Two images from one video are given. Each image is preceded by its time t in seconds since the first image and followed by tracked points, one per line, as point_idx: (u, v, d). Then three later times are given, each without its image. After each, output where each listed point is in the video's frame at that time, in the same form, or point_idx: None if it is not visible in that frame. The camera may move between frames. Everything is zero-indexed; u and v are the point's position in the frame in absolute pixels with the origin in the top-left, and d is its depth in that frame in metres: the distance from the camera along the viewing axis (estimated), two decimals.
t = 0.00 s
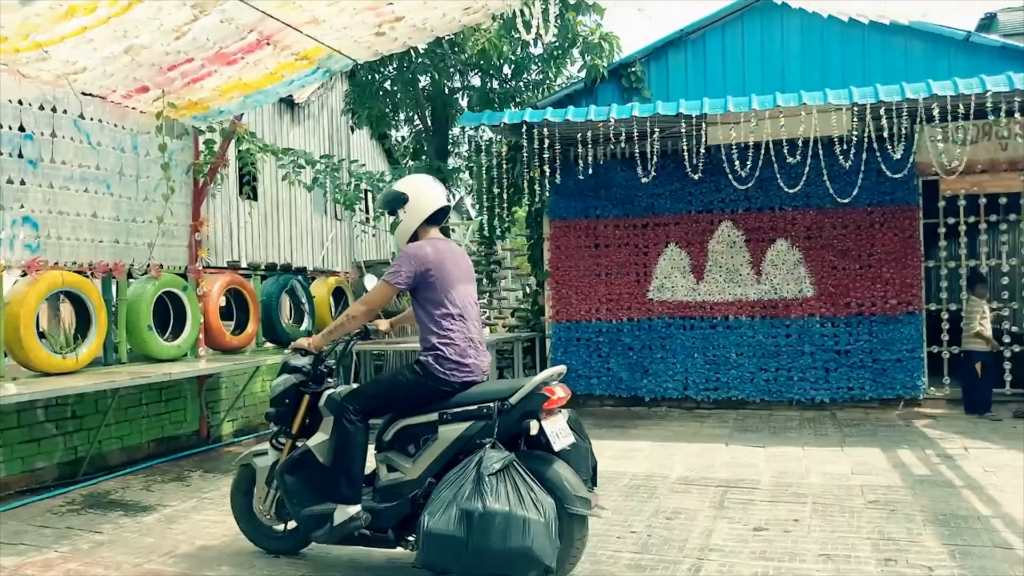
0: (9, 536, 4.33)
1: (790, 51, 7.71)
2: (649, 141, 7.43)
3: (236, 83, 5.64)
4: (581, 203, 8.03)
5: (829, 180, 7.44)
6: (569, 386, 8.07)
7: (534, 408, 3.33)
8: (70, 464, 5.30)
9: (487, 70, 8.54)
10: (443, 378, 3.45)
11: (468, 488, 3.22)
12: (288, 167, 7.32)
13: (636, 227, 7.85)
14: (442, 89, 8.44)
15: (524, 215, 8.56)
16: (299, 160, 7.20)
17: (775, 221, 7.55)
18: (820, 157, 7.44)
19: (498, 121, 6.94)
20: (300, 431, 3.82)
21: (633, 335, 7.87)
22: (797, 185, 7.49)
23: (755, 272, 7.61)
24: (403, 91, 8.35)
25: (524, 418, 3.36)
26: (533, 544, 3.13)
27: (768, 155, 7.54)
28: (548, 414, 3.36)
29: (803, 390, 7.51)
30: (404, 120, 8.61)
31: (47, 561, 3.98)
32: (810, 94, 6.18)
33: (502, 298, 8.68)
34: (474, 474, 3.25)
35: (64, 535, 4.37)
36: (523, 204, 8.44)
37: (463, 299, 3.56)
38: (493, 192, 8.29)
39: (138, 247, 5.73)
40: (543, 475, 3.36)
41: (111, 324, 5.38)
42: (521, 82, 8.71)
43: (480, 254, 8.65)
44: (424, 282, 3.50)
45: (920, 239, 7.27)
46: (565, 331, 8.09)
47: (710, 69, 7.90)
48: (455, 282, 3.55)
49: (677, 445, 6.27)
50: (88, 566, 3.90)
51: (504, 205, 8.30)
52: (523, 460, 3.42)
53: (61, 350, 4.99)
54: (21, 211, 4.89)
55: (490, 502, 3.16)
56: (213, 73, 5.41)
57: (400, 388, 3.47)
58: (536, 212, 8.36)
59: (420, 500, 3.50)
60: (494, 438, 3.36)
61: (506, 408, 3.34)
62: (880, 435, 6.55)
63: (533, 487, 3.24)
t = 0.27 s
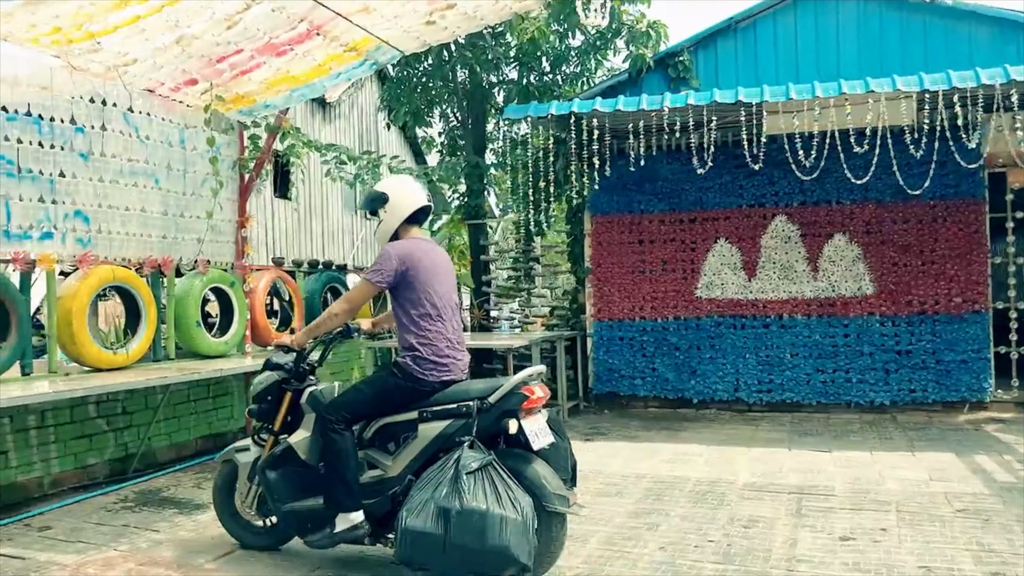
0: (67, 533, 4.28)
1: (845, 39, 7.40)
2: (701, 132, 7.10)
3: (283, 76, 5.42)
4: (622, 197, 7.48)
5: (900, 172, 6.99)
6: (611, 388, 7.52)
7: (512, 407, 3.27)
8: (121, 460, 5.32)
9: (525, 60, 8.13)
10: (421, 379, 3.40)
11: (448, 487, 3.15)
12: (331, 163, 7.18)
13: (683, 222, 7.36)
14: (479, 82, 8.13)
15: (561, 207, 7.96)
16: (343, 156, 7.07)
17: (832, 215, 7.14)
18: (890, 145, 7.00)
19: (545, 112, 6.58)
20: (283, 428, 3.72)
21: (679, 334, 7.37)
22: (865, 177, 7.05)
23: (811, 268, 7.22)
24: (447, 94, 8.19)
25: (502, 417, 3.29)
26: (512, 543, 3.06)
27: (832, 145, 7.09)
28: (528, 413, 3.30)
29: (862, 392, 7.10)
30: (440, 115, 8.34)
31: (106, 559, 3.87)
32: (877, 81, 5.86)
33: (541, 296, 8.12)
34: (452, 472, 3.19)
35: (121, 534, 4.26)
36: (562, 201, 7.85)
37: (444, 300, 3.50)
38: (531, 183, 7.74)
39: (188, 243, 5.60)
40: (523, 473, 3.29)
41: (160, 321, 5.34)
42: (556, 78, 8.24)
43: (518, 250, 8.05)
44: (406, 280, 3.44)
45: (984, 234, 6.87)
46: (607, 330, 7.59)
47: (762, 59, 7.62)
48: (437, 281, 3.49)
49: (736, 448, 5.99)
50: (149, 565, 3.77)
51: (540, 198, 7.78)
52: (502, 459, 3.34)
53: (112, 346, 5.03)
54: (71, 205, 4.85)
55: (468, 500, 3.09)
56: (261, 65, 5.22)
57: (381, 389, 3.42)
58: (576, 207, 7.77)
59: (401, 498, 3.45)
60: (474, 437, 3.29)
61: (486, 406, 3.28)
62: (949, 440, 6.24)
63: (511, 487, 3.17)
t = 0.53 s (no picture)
0: (137, 529, 4.26)
1: (916, 25, 7.00)
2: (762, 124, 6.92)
3: (344, 71, 5.25)
4: (681, 191, 7.22)
5: (982, 161, 6.68)
6: (667, 388, 7.25)
7: (529, 400, 3.26)
8: (186, 455, 5.35)
9: (576, 51, 7.79)
10: (436, 372, 3.40)
11: (460, 476, 3.15)
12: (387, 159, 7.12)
13: (746, 216, 7.11)
14: (532, 76, 7.87)
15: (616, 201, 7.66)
16: (396, 153, 6.98)
17: (904, 209, 6.84)
18: (973, 136, 6.68)
19: (605, 103, 5.86)
20: (299, 420, 3.76)
21: (741, 333, 7.11)
22: (946, 167, 6.73)
23: (881, 265, 6.92)
24: (493, 79, 7.91)
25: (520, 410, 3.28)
26: (522, 534, 3.02)
27: (911, 134, 6.80)
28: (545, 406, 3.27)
29: (935, 394, 6.79)
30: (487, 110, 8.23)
31: (180, 556, 3.79)
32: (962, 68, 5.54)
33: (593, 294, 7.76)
34: (467, 461, 3.18)
35: (191, 531, 4.18)
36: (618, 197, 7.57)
37: (457, 294, 3.51)
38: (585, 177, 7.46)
39: (249, 239, 5.57)
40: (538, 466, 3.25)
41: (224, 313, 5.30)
42: (609, 70, 7.96)
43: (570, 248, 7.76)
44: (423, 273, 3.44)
45: None
46: (663, 329, 7.31)
47: (827, 47, 7.22)
48: (451, 276, 3.50)
49: (808, 452, 5.75)
50: (222, 564, 3.67)
51: (595, 194, 7.50)
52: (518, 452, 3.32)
53: (177, 341, 4.97)
54: (138, 200, 4.82)
55: (480, 490, 3.07)
56: (323, 59, 5.07)
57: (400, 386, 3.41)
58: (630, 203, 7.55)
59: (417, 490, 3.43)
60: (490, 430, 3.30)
61: (503, 399, 3.29)
62: None
63: (525, 478, 3.14)
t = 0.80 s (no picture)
0: (215, 527, 4.17)
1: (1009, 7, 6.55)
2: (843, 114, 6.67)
3: (417, 61, 5.09)
4: (757, 184, 6.98)
5: None
6: (742, 389, 6.99)
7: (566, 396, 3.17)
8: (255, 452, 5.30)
9: (642, 45, 7.62)
10: (468, 367, 3.30)
11: (496, 475, 3.10)
12: (455, 153, 7.00)
13: (826, 210, 6.83)
14: (602, 68, 7.68)
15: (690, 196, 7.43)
16: (463, 147, 6.84)
17: (997, 201, 6.45)
18: None
19: (686, 92, 5.71)
20: (328, 413, 3.69)
21: (820, 331, 6.84)
22: None
23: (971, 261, 6.54)
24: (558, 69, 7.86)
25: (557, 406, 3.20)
26: (561, 534, 2.96)
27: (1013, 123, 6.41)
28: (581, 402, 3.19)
29: None
30: (549, 105, 8.17)
31: (263, 554, 3.66)
32: None
33: (662, 292, 7.50)
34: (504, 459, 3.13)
35: (271, 530, 4.07)
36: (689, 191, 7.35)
37: (489, 287, 3.41)
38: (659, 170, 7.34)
39: (322, 234, 5.49)
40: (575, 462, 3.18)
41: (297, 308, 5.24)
42: (678, 61, 7.75)
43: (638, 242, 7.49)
44: (454, 265, 3.34)
45: None
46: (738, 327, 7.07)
47: (910, 32, 6.77)
48: (482, 268, 3.39)
49: (903, 457, 5.45)
50: (307, 563, 3.54)
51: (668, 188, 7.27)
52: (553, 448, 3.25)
53: (251, 336, 4.92)
54: (214, 193, 4.74)
55: (518, 489, 3.02)
56: (399, 49, 4.91)
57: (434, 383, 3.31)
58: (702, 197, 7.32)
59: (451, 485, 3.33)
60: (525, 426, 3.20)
61: (539, 394, 3.19)
62: None
63: (563, 476, 3.08)
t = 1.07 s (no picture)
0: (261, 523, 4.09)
1: None
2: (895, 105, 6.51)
3: (463, 49, 5.04)
4: (806, 177, 6.84)
5: None
6: (791, 387, 6.85)
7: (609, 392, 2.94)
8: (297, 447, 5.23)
9: (687, 35, 7.60)
10: (500, 360, 3.12)
11: (531, 478, 2.86)
12: (498, 145, 6.93)
13: (878, 203, 6.66)
14: (646, 61, 7.59)
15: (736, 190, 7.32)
16: (505, 139, 6.76)
17: None
18: None
19: (739, 79, 5.71)
20: (358, 410, 3.57)
21: (871, 327, 6.67)
22: None
23: None
24: (600, 60, 7.78)
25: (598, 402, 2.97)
26: (601, 543, 2.74)
27: None
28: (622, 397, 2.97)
29: None
30: (589, 98, 8.25)
31: (315, 548, 3.57)
32: None
33: (706, 288, 7.33)
34: (541, 461, 2.90)
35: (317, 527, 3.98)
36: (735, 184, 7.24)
37: (515, 276, 3.24)
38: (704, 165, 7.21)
39: (365, 227, 5.42)
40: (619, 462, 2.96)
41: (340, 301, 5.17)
42: (722, 54, 7.69)
43: (682, 237, 7.34)
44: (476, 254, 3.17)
45: None
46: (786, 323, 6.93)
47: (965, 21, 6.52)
48: (505, 256, 3.22)
49: (964, 455, 5.26)
50: (360, 559, 3.44)
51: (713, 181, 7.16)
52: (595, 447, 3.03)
53: (295, 331, 4.83)
54: (258, 183, 4.64)
55: (555, 495, 2.78)
56: (446, 35, 4.86)
57: (467, 378, 3.13)
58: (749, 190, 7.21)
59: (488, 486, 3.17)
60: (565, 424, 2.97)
61: (579, 391, 2.95)
62: None
63: (604, 479, 2.84)
